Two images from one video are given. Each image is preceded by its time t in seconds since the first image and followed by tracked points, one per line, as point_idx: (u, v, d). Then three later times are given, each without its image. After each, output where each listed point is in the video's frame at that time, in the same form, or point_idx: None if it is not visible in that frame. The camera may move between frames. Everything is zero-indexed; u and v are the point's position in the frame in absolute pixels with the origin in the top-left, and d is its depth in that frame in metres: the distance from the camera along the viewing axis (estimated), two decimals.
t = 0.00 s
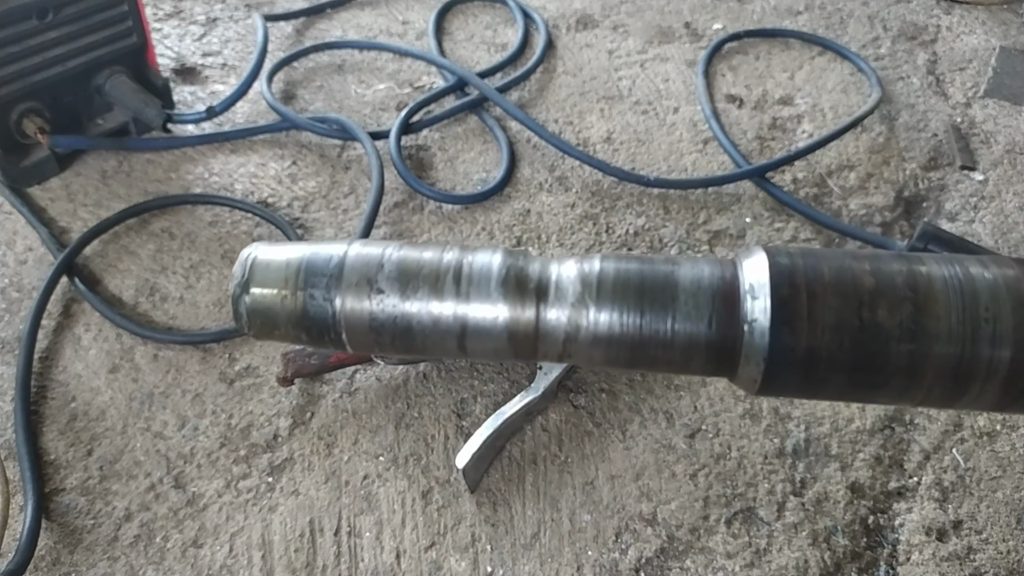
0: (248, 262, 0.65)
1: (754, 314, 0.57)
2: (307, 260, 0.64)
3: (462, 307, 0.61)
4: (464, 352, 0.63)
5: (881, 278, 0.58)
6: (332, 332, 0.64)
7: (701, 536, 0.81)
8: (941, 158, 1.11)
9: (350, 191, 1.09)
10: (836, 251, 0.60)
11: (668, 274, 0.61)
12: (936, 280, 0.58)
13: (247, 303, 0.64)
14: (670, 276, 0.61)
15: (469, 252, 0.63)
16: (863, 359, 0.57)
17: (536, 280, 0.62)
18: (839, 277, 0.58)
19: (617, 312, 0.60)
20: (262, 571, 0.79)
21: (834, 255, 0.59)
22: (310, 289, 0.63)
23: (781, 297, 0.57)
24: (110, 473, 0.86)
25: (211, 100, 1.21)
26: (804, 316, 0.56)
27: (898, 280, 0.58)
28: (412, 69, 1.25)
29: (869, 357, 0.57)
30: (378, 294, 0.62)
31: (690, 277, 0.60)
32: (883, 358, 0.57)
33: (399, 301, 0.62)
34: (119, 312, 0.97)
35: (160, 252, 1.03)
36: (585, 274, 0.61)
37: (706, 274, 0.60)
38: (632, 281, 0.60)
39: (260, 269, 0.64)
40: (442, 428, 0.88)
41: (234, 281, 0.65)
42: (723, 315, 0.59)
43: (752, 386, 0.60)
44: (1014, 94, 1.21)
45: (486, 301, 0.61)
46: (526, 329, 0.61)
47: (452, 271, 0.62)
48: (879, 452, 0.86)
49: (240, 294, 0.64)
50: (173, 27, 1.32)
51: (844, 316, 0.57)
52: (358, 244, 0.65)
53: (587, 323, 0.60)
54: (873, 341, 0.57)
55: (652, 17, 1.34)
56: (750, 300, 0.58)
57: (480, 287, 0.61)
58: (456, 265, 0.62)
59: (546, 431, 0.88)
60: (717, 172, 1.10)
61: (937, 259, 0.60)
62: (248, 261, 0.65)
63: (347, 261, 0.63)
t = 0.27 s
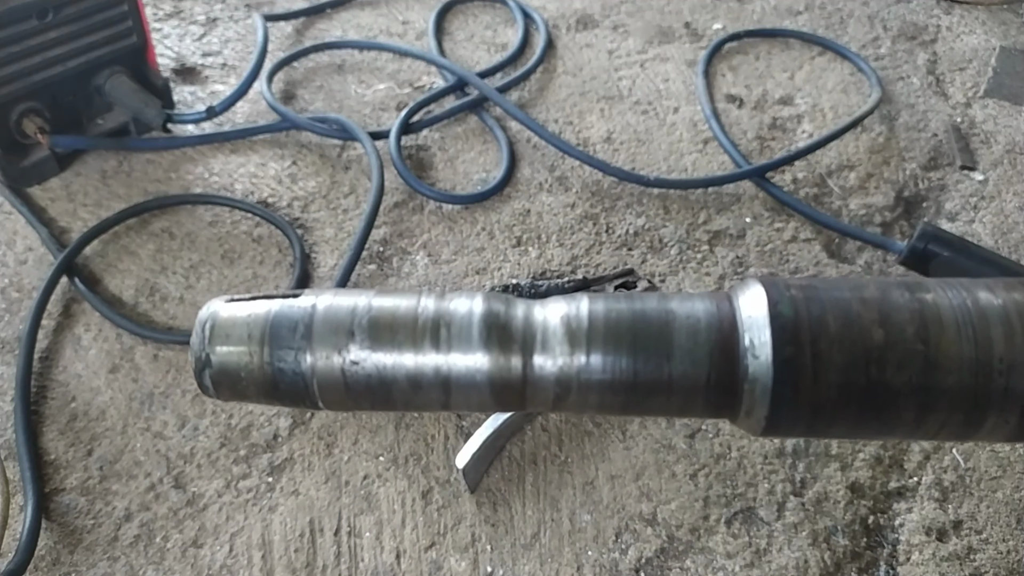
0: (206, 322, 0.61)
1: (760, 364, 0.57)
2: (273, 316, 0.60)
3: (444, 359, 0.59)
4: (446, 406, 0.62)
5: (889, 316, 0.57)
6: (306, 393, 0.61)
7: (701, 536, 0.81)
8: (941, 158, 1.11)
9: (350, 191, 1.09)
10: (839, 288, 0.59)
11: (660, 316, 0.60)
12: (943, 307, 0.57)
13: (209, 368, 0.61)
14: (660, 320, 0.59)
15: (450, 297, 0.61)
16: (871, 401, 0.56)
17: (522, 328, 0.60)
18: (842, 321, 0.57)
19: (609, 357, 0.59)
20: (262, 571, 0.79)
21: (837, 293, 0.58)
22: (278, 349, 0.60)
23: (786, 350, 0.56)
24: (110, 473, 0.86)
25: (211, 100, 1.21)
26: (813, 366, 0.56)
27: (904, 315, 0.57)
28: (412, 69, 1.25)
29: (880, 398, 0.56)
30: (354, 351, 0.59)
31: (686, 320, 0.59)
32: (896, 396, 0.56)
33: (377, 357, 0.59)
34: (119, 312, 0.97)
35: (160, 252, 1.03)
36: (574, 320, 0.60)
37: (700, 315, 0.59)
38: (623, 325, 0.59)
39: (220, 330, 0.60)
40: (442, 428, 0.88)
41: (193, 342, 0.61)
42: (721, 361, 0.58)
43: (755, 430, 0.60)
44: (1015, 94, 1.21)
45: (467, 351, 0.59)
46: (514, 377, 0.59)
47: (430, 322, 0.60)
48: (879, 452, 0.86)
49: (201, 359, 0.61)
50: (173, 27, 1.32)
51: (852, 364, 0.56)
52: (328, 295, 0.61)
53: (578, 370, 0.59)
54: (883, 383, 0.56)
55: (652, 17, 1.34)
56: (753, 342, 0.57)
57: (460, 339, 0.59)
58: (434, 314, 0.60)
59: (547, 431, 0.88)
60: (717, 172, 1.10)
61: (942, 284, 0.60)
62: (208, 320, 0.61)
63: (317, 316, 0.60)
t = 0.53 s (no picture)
0: (224, 312, 0.65)
1: (750, 362, 0.58)
2: (289, 307, 0.64)
3: (447, 352, 0.62)
4: (451, 396, 0.65)
5: (877, 317, 0.58)
6: (318, 381, 0.64)
7: (701, 536, 0.81)
8: (941, 158, 1.11)
9: (350, 191, 1.09)
10: (830, 290, 0.60)
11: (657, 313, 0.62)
12: (931, 310, 0.59)
13: (228, 357, 0.64)
14: (656, 316, 0.61)
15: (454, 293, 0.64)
16: (858, 401, 0.58)
17: (522, 323, 0.62)
18: (832, 322, 0.58)
19: (606, 353, 0.61)
20: (262, 571, 0.79)
21: (828, 294, 0.60)
22: (292, 339, 0.63)
23: (776, 350, 0.57)
24: (110, 473, 0.86)
25: (211, 100, 1.21)
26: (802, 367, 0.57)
27: (893, 317, 0.58)
28: (413, 69, 1.25)
29: (867, 398, 0.58)
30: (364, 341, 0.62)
31: (682, 318, 0.61)
32: (882, 396, 0.58)
33: (385, 348, 0.62)
34: (119, 312, 0.97)
35: (160, 252, 1.03)
36: (573, 316, 0.62)
37: (697, 312, 0.61)
38: (620, 322, 0.61)
39: (239, 319, 0.64)
40: (442, 428, 0.88)
41: (212, 331, 0.65)
42: (717, 357, 0.59)
43: (745, 426, 0.61)
44: (1015, 94, 1.21)
45: (471, 345, 0.62)
46: (514, 371, 0.62)
47: (436, 317, 0.62)
48: (879, 452, 0.86)
49: (220, 348, 0.65)
50: (173, 27, 1.32)
51: (841, 365, 0.57)
52: (340, 288, 0.65)
53: (576, 364, 0.61)
54: (870, 382, 0.57)
55: (652, 17, 1.34)
56: (744, 336, 0.59)
57: (463, 332, 0.62)
58: (440, 309, 0.63)
59: (546, 431, 0.88)
60: (717, 172, 1.10)
61: (931, 289, 0.61)
62: (226, 311, 0.65)
63: (331, 307, 0.63)
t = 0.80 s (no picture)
0: (218, 279, 0.70)
1: (746, 339, 0.63)
2: (280, 275, 0.69)
3: (441, 323, 0.67)
4: (444, 367, 0.69)
5: (874, 297, 0.63)
6: (303, 348, 0.69)
7: (701, 536, 0.81)
8: (941, 158, 1.11)
9: (350, 191, 1.09)
10: (828, 269, 0.65)
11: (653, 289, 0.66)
12: (929, 291, 0.63)
13: (219, 323, 0.69)
14: (646, 292, 0.66)
15: (458, 267, 0.69)
16: (855, 379, 0.62)
17: (519, 297, 0.67)
18: (827, 299, 0.63)
19: (602, 327, 0.65)
20: (262, 571, 0.79)
21: (826, 273, 0.64)
22: (282, 306, 0.68)
23: (772, 328, 0.62)
24: (110, 473, 0.86)
25: (211, 100, 1.21)
26: (799, 343, 0.62)
27: (891, 296, 0.63)
28: (412, 69, 1.25)
29: (863, 375, 0.62)
30: (350, 310, 0.67)
31: (677, 293, 0.65)
32: (882, 374, 0.62)
33: (374, 317, 0.67)
34: (119, 312, 0.97)
35: (159, 252, 1.03)
36: (570, 291, 0.66)
37: (689, 288, 0.66)
38: (617, 297, 0.66)
39: (230, 286, 0.69)
40: (442, 428, 0.88)
41: (206, 298, 0.70)
42: (707, 331, 0.64)
43: (741, 403, 0.65)
44: (1015, 94, 1.21)
45: (465, 316, 0.66)
46: (512, 345, 0.67)
47: (429, 288, 0.67)
48: (879, 452, 0.86)
49: (213, 313, 0.69)
50: (172, 27, 1.32)
51: (836, 342, 0.62)
52: (333, 259, 0.70)
53: (571, 337, 0.66)
54: (868, 360, 0.62)
55: (652, 17, 1.34)
56: (739, 313, 0.63)
57: (458, 304, 0.66)
58: (433, 280, 0.68)
59: (546, 431, 0.88)
60: (718, 172, 1.10)
61: (930, 270, 0.65)
62: (220, 277, 0.70)
63: (322, 276, 0.68)
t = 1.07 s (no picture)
0: (221, 279, 0.65)
1: (740, 341, 0.59)
2: (281, 276, 0.65)
3: (441, 323, 0.63)
4: (446, 365, 0.66)
5: (868, 296, 0.59)
6: (304, 347, 0.66)
7: (699, 532, 0.82)
8: (936, 160, 1.13)
9: (352, 193, 1.10)
10: (820, 269, 0.61)
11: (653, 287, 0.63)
12: (920, 291, 0.59)
13: (224, 325, 0.65)
14: (648, 292, 0.62)
15: (460, 266, 0.65)
16: (846, 379, 0.59)
17: (516, 297, 0.63)
18: (824, 299, 0.59)
19: (601, 327, 0.62)
20: (266, 567, 0.81)
21: (818, 273, 0.60)
22: (285, 307, 0.64)
23: (765, 327, 0.58)
24: (114, 471, 0.87)
25: (214, 102, 1.22)
26: (791, 344, 0.58)
27: (883, 295, 0.59)
28: (414, 72, 1.27)
29: (854, 374, 0.58)
30: (352, 311, 0.64)
31: (672, 293, 0.62)
32: (875, 373, 0.58)
33: (374, 318, 0.64)
34: (124, 312, 0.98)
35: (164, 253, 1.04)
36: (568, 291, 0.63)
37: (688, 288, 0.62)
38: (613, 296, 0.62)
39: (234, 287, 0.65)
40: (443, 426, 0.90)
41: (210, 298, 0.66)
42: (705, 333, 0.60)
43: (733, 400, 0.63)
44: (1012, 95, 1.22)
45: (465, 316, 0.63)
46: (504, 344, 0.63)
47: (430, 287, 0.63)
48: (874, 450, 0.88)
49: (213, 313, 0.65)
50: (176, 30, 1.33)
51: (828, 342, 0.58)
52: (333, 259, 0.66)
53: (569, 339, 0.62)
54: (862, 360, 0.58)
55: (651, 20, 1.35)
56: (739, 314, 0.59)
57: (455, 305, 0.63)
58: (428, 280, 0.64)
59: (545, 428, 0.89)
60: (715, 174, 1.11)
61: (918, 268, 0.62)
62: (223, 277, 0.66)
63: (326, 277, 0.64)
